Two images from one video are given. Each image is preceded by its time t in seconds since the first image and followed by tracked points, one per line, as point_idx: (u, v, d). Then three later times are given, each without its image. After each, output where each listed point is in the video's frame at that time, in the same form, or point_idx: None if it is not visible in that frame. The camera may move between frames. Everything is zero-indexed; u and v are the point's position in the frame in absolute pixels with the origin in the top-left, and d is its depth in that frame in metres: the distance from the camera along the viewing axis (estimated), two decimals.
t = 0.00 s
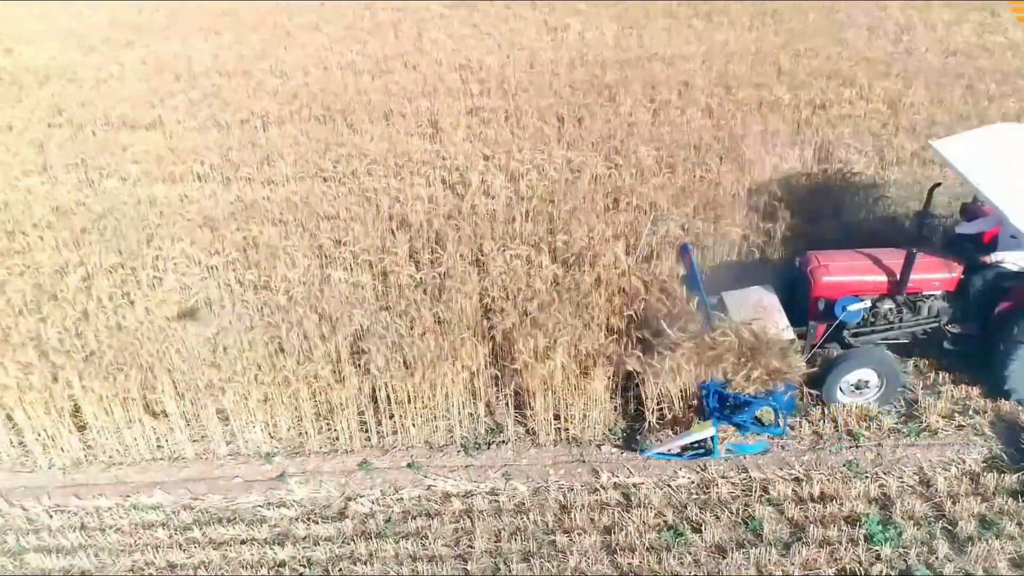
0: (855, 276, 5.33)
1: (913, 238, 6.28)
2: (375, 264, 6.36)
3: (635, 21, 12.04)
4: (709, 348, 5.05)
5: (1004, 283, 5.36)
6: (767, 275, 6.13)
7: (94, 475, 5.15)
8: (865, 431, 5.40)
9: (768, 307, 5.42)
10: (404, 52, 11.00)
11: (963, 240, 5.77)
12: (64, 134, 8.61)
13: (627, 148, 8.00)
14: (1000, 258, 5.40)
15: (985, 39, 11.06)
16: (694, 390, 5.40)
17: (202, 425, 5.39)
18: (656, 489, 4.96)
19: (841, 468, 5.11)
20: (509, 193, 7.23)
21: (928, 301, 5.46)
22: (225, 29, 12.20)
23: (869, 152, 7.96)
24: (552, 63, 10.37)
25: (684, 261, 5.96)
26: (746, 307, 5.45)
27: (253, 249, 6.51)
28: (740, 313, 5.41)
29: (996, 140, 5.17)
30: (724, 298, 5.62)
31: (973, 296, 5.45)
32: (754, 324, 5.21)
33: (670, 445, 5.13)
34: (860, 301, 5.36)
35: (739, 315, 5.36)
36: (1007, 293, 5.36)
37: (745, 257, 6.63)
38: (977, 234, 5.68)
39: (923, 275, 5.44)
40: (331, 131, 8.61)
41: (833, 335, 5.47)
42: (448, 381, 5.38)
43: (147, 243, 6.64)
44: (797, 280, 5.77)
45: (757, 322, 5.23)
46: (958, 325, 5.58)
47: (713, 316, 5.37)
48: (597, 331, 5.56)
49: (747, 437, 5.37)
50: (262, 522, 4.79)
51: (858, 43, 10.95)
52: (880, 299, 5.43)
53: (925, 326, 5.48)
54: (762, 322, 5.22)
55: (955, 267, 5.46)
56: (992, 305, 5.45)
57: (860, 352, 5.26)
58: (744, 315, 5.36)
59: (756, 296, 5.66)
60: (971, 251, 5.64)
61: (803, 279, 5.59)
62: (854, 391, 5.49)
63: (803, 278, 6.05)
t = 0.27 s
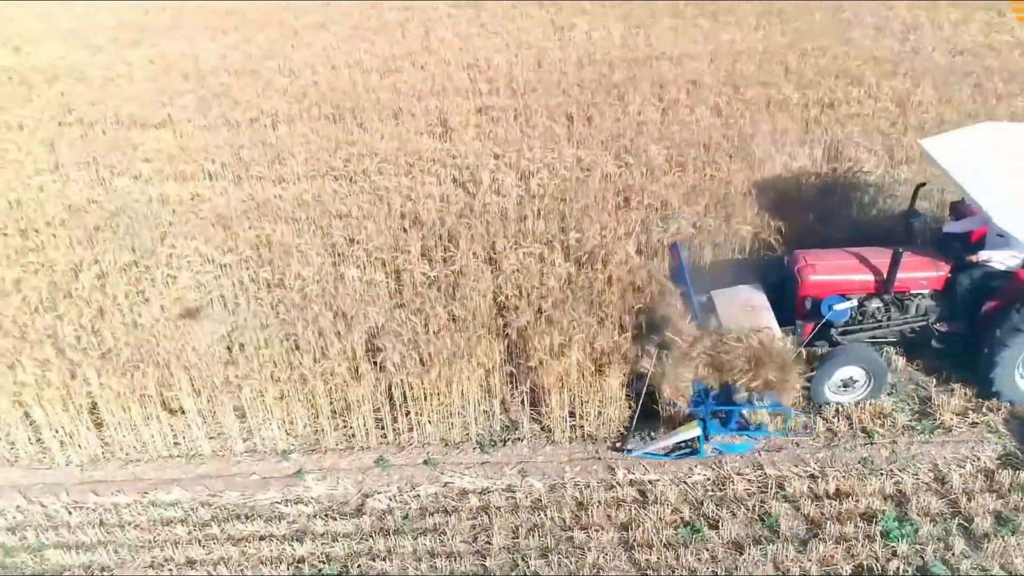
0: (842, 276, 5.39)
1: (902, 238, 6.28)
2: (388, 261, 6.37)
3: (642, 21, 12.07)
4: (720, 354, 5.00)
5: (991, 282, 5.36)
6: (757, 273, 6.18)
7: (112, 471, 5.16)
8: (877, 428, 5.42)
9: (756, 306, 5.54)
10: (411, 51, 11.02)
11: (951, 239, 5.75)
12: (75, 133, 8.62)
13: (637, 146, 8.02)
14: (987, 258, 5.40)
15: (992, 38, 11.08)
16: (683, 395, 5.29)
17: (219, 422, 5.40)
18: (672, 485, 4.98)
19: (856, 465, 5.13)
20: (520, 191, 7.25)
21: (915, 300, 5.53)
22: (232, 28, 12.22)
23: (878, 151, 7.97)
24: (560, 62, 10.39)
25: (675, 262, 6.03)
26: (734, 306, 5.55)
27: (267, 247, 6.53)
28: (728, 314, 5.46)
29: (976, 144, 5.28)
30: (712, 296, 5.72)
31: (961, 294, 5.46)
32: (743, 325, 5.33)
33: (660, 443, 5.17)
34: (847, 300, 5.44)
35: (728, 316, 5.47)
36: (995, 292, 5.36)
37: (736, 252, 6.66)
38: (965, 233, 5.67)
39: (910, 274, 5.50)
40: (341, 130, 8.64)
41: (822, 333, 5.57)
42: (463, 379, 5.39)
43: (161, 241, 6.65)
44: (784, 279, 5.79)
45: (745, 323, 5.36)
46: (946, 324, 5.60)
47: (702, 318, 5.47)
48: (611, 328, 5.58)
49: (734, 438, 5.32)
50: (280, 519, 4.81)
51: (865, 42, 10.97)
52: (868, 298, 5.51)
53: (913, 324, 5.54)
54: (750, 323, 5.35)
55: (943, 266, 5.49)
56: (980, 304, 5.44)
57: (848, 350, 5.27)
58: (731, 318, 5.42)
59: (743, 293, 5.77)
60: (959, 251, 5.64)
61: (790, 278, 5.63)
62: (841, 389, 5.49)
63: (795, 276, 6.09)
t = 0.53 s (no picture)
0: (832, 274, 5.45)
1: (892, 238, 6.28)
2: (403, 259, 6.40)
3: (649, 20, 12.09)
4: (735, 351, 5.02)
5: (981, 280, 5.35)
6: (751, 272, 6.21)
7: (131, 467, 5.18)
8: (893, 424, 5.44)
9: (748, 304, 5.60)
10: (419, 51, 11.05)
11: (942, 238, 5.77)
12: (86, 131, 8.65)
13: (648, 145, 8.05)
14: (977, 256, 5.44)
15: (999, 37, 11.10)
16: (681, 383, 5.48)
17: (237, 418, 5.42)
18: (689, 482, 5.00)
19: (871, 462, 5.15)
20: (533, 189, 7.27)
21: (905, 298, 5.50)
22: (240, 28, 12.24)
23: (889, 149, 8.00)
24: (569, 61, 10.42)
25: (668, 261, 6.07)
26: (725, 304, 5.60)
27: (281, 245, 6.56)
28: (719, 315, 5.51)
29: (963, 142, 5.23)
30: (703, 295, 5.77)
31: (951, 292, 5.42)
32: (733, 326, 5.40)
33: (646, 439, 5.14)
34: (837, 297, 5.48)
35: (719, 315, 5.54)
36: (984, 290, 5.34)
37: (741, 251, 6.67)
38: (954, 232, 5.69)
39: (900, 272, 5.53)
40: (352, 129, 8.67)
41: (812, 331, 5.58)
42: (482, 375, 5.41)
43: (176, 238, 6.68)
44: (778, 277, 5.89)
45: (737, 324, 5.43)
46: (936, 322, 5.55)
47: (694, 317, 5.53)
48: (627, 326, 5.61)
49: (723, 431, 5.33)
50: (300, 514, 4.83)
51: (872, 41, 11.00)
52: (857, 295, 5.51)
53: (903, 322, 5.50)
54: (741, 323, 5.42)
55: (932, 265, 5.51)
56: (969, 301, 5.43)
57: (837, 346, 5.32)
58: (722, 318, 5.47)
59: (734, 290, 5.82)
60: (949, 249, 5.68)
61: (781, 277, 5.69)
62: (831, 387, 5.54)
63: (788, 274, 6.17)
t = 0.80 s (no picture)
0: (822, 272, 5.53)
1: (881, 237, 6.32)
2: (421, 256, 6.43)
3: (658, 19, 12.12)
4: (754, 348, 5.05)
5: (971, 276, 5.46)
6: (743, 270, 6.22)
7: (154, 462, 5.21)
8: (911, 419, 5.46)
9: (738, 301, 5.41)
10: (429, 49, 11.07)
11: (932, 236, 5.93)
12: (100, 129, 8.68)
13: (661, 143, 8.08)
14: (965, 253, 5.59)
15: (1008, 35, 11.11)
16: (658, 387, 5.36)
17: (260, 413, 5.44)
18: (710, 477, 5.03)
19: (891, 457, 5.17)
20: (547, 186, 7.29)
21: (895, 295, 5.62)
22: (249, 27, 12.27)
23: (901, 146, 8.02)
24: (579, 60, 10.45)
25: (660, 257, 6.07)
26: (716, 301, 5.42)
27: (299, 242, 6.58)
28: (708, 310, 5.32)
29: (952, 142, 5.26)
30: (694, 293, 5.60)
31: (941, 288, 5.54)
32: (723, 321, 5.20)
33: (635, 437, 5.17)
34: (828, 295, 5.57)
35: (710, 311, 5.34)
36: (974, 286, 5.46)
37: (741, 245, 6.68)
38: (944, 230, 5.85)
39: (889, 270, 5.61)
40: (365, 127, 8.70)
41: (803, 329, 5.69)
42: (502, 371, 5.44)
43: (193, 235, 6.71)
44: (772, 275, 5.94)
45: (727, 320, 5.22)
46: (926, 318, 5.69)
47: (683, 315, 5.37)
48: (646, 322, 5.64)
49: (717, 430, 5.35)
50: (323, 509, 4.86)
51: (881, 40, 11.03)
52: (848, 293, 5.62)
53: (893, 319, 5.60)
54: (732, 319, 5.22)
55: (921, 262, 5.61)
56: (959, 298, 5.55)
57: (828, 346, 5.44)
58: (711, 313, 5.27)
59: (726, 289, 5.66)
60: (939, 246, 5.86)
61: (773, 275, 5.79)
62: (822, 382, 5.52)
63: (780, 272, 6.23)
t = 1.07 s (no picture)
0: (814, 269, 5.44)
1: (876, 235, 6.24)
2: (439, 254, 6.45)
3: (668, 18, 12.14)
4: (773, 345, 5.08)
5: (964, 275, 5.44)
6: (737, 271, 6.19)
7: (177, 458, 5.24)
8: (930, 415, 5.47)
9: (733, 299, 5.49)
10: (440, 49, 11.09)
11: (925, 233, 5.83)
12: (115, 128, 8.72)
13: (675, 142, 8.11)
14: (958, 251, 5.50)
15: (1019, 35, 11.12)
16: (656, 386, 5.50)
17: (284, 410, 5.48)
18: (732, 473, 5.05)
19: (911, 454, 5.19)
20: (563, 184, 7.31)
21: (888, 293, 5.56)
22: (260, 26, 12.29)
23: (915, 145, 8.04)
24: (591, 59, 10.47)
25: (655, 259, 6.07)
26: (711, 300, 5.50)
27: (319, 240, 6.61)
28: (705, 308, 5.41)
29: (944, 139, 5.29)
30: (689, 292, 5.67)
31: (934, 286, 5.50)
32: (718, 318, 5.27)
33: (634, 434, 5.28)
34: (820, 292, 5.48)
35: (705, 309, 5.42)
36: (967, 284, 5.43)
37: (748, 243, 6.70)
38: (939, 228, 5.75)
39: (882, 267, 5.52)
40: (379, 126, 8.72)
41: (796, 328, 5.61)
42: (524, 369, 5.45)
43: (212, 232, 6.74)
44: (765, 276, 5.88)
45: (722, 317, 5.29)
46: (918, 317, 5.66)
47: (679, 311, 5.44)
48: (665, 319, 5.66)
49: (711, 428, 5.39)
50: (348, 505, 4.89)
51: (892, 39, 11.04)
52: (841, 291, 5.55)
53: (887, 317, 5.55)
54: (726, 317, 5.30)
55: (914, 260, 5.52)
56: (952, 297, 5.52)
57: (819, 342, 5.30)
58: (709, 311, 5.36)
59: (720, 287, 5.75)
60: (932, 244, 5.78)
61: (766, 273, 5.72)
62: (817, 380, 5.58)
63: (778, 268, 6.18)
